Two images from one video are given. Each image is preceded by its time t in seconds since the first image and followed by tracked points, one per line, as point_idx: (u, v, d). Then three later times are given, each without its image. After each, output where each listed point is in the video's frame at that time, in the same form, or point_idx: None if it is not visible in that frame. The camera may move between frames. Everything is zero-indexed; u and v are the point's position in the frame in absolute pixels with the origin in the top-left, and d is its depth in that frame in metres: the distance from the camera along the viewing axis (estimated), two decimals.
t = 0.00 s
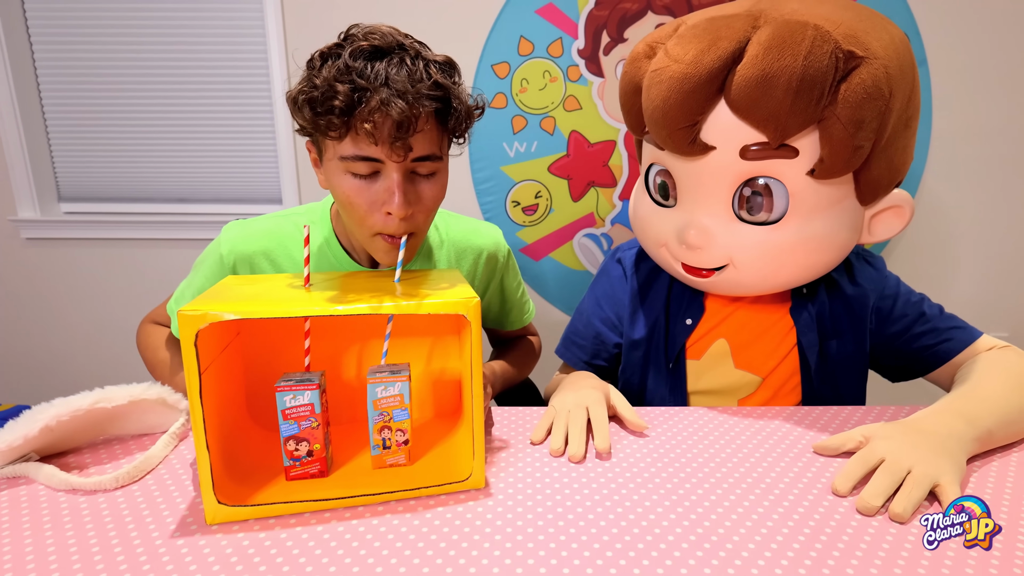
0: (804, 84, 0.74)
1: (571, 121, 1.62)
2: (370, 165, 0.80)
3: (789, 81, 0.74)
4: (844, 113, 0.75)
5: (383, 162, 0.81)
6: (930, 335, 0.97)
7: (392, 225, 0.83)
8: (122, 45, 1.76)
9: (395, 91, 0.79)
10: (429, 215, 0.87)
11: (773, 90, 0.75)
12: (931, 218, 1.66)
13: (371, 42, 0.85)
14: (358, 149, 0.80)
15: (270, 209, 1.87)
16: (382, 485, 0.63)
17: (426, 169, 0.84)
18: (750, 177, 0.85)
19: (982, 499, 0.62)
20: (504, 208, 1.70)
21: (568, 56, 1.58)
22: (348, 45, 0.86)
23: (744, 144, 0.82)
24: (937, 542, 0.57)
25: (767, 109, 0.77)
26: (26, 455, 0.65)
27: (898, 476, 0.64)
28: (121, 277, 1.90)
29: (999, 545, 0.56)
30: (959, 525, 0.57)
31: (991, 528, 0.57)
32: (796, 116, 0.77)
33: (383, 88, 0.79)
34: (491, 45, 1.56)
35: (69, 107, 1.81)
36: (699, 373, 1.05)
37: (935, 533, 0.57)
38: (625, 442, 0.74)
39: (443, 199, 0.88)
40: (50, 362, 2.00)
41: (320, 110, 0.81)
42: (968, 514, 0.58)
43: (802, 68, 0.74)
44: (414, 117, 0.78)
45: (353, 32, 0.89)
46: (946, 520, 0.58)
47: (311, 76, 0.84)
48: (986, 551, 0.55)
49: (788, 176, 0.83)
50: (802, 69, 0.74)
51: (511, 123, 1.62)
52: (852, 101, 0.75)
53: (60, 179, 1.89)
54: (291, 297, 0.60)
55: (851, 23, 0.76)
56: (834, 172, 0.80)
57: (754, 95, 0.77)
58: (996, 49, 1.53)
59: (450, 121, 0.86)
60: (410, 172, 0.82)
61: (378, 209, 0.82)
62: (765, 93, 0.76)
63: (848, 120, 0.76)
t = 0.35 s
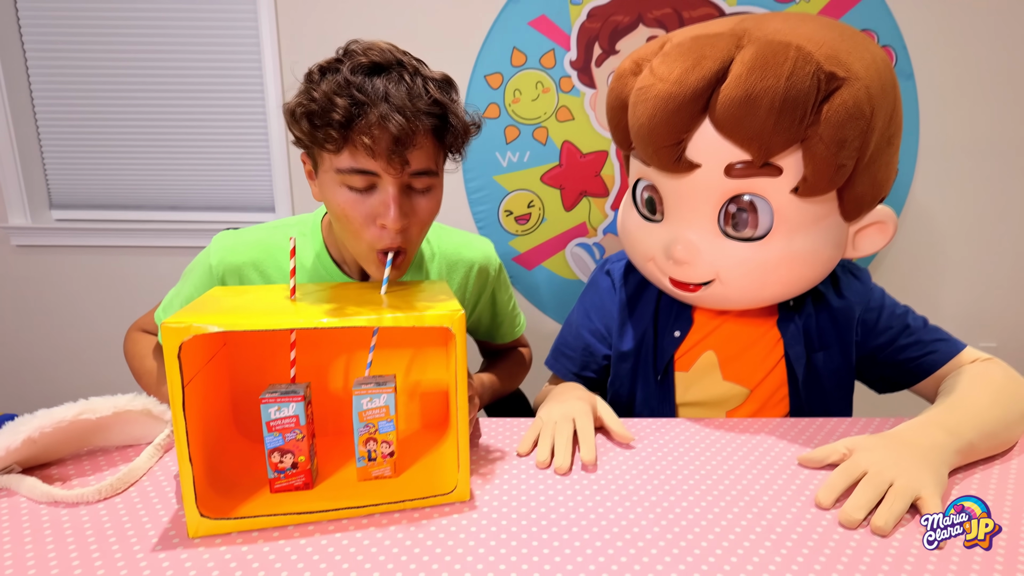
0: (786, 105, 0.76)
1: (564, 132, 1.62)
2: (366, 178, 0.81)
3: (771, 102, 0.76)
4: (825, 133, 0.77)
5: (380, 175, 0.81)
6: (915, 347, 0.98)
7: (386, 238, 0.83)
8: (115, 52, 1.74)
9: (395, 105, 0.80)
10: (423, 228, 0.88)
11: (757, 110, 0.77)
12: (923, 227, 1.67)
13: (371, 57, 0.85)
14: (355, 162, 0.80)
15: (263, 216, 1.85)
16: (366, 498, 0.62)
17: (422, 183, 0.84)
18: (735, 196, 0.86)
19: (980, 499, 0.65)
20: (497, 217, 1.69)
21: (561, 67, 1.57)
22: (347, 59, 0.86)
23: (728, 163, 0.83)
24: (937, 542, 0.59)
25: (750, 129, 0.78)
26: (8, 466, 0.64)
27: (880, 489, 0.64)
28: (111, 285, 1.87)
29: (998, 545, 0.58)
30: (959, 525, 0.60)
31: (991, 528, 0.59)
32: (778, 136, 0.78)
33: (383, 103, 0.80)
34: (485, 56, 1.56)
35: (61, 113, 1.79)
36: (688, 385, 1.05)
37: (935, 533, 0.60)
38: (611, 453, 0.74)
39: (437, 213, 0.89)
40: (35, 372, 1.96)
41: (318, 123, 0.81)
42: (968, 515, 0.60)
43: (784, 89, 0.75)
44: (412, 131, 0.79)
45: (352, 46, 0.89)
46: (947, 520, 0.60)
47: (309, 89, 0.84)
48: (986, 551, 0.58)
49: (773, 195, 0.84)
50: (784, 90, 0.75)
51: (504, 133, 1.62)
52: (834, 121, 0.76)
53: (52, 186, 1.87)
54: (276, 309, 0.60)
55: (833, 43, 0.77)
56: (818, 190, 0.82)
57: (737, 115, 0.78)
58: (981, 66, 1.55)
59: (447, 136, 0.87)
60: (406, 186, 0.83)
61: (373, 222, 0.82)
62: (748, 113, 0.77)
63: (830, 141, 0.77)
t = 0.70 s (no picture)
0: (779, 118, 0.76)
1: (560, 139, 1.63)
2: (364, 194, 0.81)
3: (765, 115, 0.76)
4: (818, 146, 0.78)
5: (379, 195, 0.81)
6: (908, 356, 0.98)
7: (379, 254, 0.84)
8: (111, 59, 1.74)
9: (402, 129, 0.79)
10: (417, 246, 0.88)
11: (749, 123, 0.77)
12: (915, 234, 1.69)
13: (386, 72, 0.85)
14: (356, 179, 0.81)
15: (259, 223, 1.85)
16: (360, 504, 0.63)
17: (421, 204, 0.85)
18: (728, 207, 0.87)
19: (980, 498, 0.67)
20: (493, 224, 1.70)
21: (556, 75, 1.58)
22: (362, 72, 0.86)
23: (722, 174, 0.84)
24: (936, 542, 0.60)
25: (744, 141, 0.79)
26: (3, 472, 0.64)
27: (871, 497, 0.65)
28: (106, 291, 1.87)
29: (998, 544, 0.60)
30: (959, 525, 0.62)
31: (991, 528, 0.61)
32: (771, 149, 0.79)
33: (390, 124, 0.80)
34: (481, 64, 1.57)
35: (57, 121, 1.79)
36: (681, 394, 1.06)
37: (935, 533, 0.61)
38: (605, 460, 0.74)
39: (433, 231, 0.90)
40: (29, 379, 1.95)
41: (323, 135, 0.82)
42: (968, 514, 0.63)
43: (777, 102, 0.76)
44: (414, 159, 0.79)
45: (369, 58, 0.89)
46: (947, 520, 0.62)
47: (320, 99, 0.84)
48: (986, 550, 0.59)
49: (765, 207, 0.85)
50: (777, 103, 0.76)
51: (500, 140, 1.63)
52: (827, 134, 0.77)
53: (48, 193, 1.86)
54: (271, 315, 0.60)
55: (825, 57, 0.78)
56: (811, 202, 0.82)
57: (731, 127, 0.79)
58: (971, 76, 1.57)
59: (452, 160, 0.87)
60: (403, 205, 0.83)
61: (366, 237, 0.83)
62: (741, 126, 0.78)
63: (823, 153, 0.78)
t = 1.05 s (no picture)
0: (776, 124, 0.77)
1: (557, 143, 1.63)
2: (357, 196, 0.81)
3: (762, 121, 0.77)
4: (816, 153, 0.78)
5: (371, 196, 0.81)
6: (903, 360, 0.99)
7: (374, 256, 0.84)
8: (107, 62, 1.74)
9: (391, 129, 0.79)
10: (413, 247, 0.88)
11: (747, 129, 0.78)
12: (911, 238, 1.69)
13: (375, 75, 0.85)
14: (348, 182, 0.81)
15: (256, 227, 1.85)
16: (356, 510, 0.62)
17: (414, 204, 0.84)
18: (725, 213, 0.87)
19: (981, 499, 0.68)
20: (490, 228, 1.70)
21: (554, 80, 1.58)
22: (352, 75, 0.87)
23: (719, 180, 0.84)
24: (936, 542, 0.61)
25: (741, 147, 0.79)
26: None
27: (869, 502, 0.65)
28: (102, 295, 1.85)
29: (998, 544, 0.60)
30: (960, 525, 0.62)
31: (991, 528, 0.61)
32: (769, 155, 0.79)
33: (380, 125, 0.79)
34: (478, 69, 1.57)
35: (53, 124, 1.79)
36: (678, 398, 1.06)
37: (935, 533, 0.61)
38: (602, 464, 0.74)
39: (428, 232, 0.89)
40: (23, 384, 1.93)
41: (315, 138, 0.82)
42: (968, 514, 0.63)
43: (775, 109, 0.76)
44: (405, 159, 0.79)
45: (360, 61, 0.89)
46: (947, 520, 0.63)
47: (311, 102, 0.85)
48: (987, 550, 0.60)
49: (762, 213, 0.85)
50: (774, 110, 0.76)
51: (497, 144, 1.62)
52: (824, 140, 0.77)
53: (42, 196, 1.86)
54: (267, 320, 0.60)
55: (822, 63, 0.79)
56: (808, 208, 0.83)
57: (728, 133, 0.79)
58: (965, 82, 1.58)
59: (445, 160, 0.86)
60: (397, 206, 0.83)
61: (361, 238, 0.83)
62: (739, 132, 0.78)
63: (821, 159, 0.78)
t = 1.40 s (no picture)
0: (773, 128, 0.77)
1: (554, 147, 1.63)
2: (339, 175, 0.83)
3: (759, 126, 0.77)
4: (813, 157, 0.78)
5: (353, 175, 0.82)
6: (901, 363, 0.98)
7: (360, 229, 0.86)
8: (104, 66, 1.73)
9: (365, 108, 0.80)
10: (398, 219, 0.89)
11: (744, 133, 0.78)
12: (908, 241, 1.70)
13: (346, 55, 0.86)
14: (329, 163, 0.82)
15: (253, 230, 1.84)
16: (352, 514, 0.62)
17: (395, 177, 0.85)
18: (723, 216, 0.87)
19: (983, 499, 0.68)
20: (488, 231, 1.69)
21: (551, 83, 1.59)
22: (324, 58, 0.87)
23: (716, 184, 0.85)
24: (936, 542, 0.61)
25: (738, 152, 0.79)
26: None
27: (868, 505, 0.65)
28: (98, 298, 1.85)
29: (999, 544, 0.61)
30: (960, 525, 0.62)
31: (991, 527, 0.61)
32: (766, 159, 0.79)
33: (353, 105, 0.80)
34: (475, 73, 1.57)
35: (50, 128, 1.78)
36: (676, 401, 1.06)
37: (935, 533, 0.61)
38: (600, 467, 0.74)
39: (411, 204, 0.91)
40: (18, 388, 1.92)
41: (293, 123, 0.83)
42: (968, 514, 0.63)
43: (771, 113, 0.76)
44: (381, 138, 0.80)
45: (330, 41, 0.90)
46: (947, 520, 0.62)
47: (287, 87, 0.85)
48: (987, 549, 0.60)
49: (760, 216, 0.85)
50: (771, 114, 0.76)
51: (495, 147, 1.62)
52: (821, 145, 0.77)
53: (38, 199, 1.85)
54: (263, 322, 0.60)
55: (819, 67, 0.79)
56: (805, 212, 0.83)
57: (725, 138, 0.79)
58: (961, 86, 1.59)
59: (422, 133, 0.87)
60: (378, 181, 0.84)
61: (347, 215, 0.85)
62: (736, 137, 0.78)
63: (818, 164, 0.78)
